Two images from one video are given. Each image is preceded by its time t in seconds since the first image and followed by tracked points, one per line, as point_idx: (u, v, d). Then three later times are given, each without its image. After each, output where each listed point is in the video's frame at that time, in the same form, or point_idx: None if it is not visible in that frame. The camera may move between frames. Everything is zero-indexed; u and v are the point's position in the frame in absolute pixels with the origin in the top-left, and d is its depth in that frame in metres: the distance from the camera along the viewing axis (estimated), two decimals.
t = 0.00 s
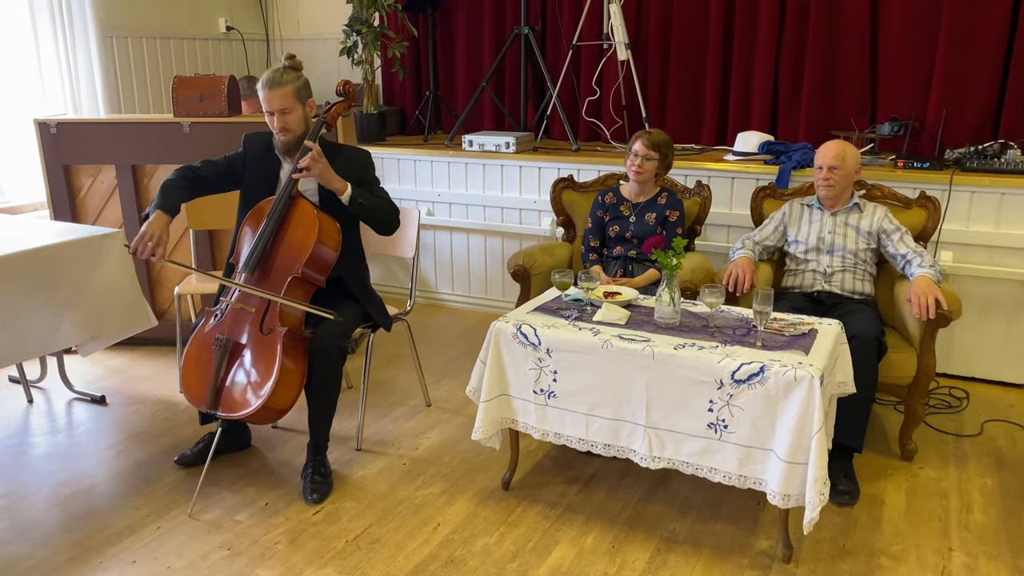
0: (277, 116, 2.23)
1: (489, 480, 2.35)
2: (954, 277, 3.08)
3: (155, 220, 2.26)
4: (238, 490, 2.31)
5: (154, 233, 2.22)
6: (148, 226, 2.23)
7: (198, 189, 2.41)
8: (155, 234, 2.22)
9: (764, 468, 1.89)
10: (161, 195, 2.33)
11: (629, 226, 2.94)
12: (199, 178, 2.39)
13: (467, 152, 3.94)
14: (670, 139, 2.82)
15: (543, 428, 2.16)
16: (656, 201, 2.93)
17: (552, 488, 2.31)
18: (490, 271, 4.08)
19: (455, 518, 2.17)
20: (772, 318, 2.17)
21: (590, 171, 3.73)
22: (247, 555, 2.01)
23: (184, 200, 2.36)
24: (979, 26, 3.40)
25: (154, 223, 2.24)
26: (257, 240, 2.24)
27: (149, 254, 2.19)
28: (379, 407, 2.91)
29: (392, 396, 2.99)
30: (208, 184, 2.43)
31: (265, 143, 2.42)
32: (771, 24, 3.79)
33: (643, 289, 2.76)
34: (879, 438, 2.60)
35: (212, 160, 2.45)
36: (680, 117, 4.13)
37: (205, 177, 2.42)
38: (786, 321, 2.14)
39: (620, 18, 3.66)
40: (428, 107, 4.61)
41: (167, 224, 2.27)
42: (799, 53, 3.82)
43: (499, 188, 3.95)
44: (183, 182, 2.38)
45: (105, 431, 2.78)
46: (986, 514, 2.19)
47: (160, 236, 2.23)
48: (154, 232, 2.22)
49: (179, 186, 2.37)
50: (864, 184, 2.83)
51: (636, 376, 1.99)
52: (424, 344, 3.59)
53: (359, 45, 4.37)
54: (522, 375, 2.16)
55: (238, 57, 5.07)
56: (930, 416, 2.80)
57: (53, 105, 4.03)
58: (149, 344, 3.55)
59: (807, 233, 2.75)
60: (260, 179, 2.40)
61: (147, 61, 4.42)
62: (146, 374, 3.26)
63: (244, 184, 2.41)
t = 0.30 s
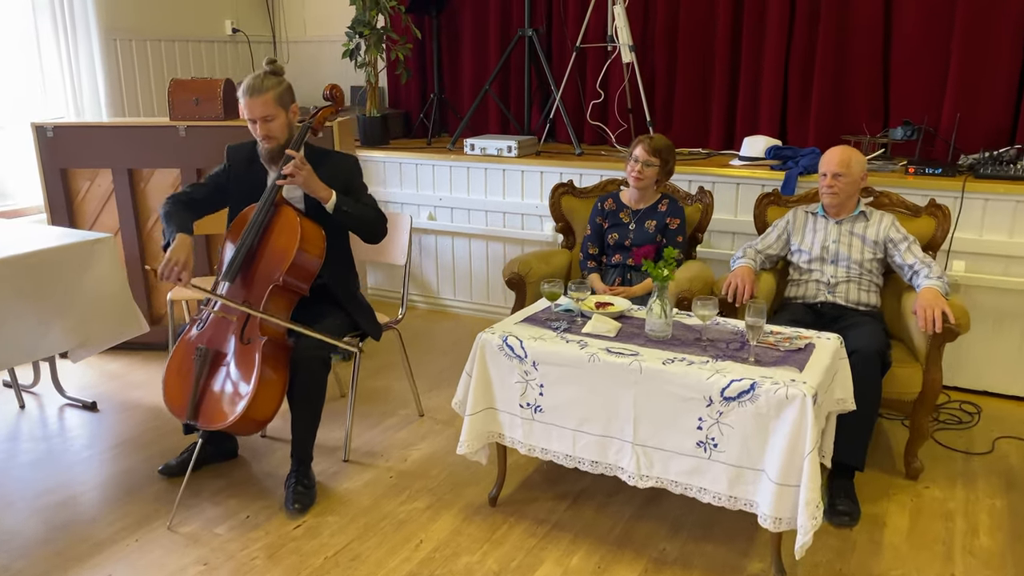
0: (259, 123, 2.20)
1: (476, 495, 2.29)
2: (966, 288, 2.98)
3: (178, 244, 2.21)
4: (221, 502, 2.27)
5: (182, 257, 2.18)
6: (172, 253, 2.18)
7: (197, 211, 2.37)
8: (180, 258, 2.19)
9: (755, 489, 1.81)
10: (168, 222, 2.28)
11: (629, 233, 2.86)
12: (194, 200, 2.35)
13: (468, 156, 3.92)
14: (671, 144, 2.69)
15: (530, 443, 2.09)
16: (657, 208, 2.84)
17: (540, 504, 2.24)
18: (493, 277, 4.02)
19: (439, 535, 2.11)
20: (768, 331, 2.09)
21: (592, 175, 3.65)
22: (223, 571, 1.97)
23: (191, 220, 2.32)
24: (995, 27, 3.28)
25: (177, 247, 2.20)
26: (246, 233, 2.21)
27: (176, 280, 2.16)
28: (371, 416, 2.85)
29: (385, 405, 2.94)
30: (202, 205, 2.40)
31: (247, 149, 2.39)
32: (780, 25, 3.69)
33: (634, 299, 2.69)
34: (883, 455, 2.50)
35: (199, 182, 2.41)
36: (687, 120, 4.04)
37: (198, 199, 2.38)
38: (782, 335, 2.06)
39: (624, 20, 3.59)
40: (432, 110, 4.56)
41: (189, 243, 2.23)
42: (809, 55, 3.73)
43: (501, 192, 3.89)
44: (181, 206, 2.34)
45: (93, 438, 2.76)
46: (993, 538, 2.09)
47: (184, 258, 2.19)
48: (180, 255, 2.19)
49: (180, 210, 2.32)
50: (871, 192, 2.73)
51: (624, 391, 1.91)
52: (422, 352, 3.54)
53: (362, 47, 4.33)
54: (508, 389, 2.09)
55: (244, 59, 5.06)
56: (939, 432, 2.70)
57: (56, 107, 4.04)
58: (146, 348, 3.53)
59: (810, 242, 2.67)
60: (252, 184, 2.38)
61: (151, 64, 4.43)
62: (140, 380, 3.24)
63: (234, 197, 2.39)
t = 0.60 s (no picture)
0: (243, 128, 2.18)
1: (461, 505, 2.25)
2: (974, 297, 2.89)
3: (179, 258, 2.22)
4: (203, 509, 2.25)
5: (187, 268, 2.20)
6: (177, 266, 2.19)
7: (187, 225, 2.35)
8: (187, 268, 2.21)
9: (740, 505, 1.75)
10: (162, 239, 2.26)
11: (625, 238, 2.80)
12: (184, 213, 2.33)
13: (469, 158, 3.89)
14: (666, 146, 2.63)
15: (513, 454, 2.05)
16: (653, 213, 2.79)
17: (526, 516, 2.19)
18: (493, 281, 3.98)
19: (420, 546, 2.07)
20: (758, 342, 2.03)
21: (592, 179, 3.60)
22: None
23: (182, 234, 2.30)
24: (1008, 27, 3.19)
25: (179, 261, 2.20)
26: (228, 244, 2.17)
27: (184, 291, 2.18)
28: (362, 423, 2.82)
29: (377, 411, 2.91)
30: (191, 218, 2.37)
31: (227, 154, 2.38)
32: (787, 27, 3.62)
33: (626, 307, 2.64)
34: (883, 469, 2.43)
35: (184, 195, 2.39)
36: (692, 123, 3.97)
37: (187, 213, 2.36)
38: (772, 345, 2.00)
39: (626, 21, 3.54)
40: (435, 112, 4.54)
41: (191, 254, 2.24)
42: (817, 57, 3.65)
43: (501, 196, 3.85)
44: (171, 221, 2.31)
45: (83, 442, 2.75)
46: (992, 557, 2.02)
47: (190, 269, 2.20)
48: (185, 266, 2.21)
49: (172, 226, 2.31)
50: (874, 197, 2.66)
51: (607, 403, 1.86)
52: (419, 358, 3.51)
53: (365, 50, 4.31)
54: (491, 399, 2.05)
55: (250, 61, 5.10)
56: (942, 445, 2.62)
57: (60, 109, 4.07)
58: (143, 351, 3.52)
59: (810, 248, 2.60)
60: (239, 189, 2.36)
61: (155, 66, 4.46)
62: (136, 382, 3.23)
63: (222, 205, 2.38)
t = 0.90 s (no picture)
0: (228, 131, 2.17)
1: (442, 514, 2.22)
2: (981, 307, 2.80)
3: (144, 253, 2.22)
4: (185, 514, 2.25)
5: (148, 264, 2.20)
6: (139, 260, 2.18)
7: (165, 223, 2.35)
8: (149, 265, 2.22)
9: (716, 522, 1.70)
10: (135, 231, 2.27)
11: (619, 244, 2.77)
12: (164, 211, 2.34)
13: (471, 162, 3.86)
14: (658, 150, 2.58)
15: (491, 464, 2.01)
16: (647, 218, 2.75)
17: (507, 527, 2.16)
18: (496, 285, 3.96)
19: (397, 556, 2.05)
20: (744, 353, 1.98)
21: (594, 183, 3.56)
22: None
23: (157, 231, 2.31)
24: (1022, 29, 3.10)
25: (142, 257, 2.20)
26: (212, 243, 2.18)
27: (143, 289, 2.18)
28: (353, 427, 2.81)
29: (368, 415, 2.89)
30: (171, 217, 2.38)
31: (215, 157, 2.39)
32: (795, 29, 3.55)
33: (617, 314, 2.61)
34: (879, 484, 2.36)
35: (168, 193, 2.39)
36: (699, 126, 3.91)
37: (168, 210, 2.36)
38: (757, 356, 1.95)
39: (629, 23, 3.50)
40: (442, 114, 4.53)
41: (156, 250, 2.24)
42: (825, 60, 3.57)
43: (503, 200, 3.83)
44: (150, 218, 2.31)
45: (76, 443, 2.77)
46: None
47: (154, 266, 2.19)
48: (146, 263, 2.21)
49: (150, 221, 2.31)
50: (875, 204, 2.59)
51: (583, 414, 1.83)
52: (417, 362, 3.49)
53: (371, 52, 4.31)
54: (468, 407, 2.02)
55: (261, 64, 5.15)
56: (943, 461, 2.54)
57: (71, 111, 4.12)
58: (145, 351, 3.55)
59: (807, 256, 2.54)
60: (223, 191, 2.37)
61: (166, 68, 4.51)
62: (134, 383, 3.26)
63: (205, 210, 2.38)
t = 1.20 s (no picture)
0: (236, 136, 2.20)
1: (442, 522, 2.20)
2: (1019, 322, 2.66)
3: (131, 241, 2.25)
4: (190, 513, 2.27)
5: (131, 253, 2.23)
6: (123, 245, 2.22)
7: (173, 214, 2.37)
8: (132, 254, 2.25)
9: (712, 540, 1.64)
10: (137, 217, 2.31)
11: (635, 250, 2.72)
12: (174, 203, 2.35)
13: (496, 165, 3.83)
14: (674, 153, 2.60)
15: (490, 473, 1.98)
16: (665, 223, 2.69)
17: (507, 536, 2.12)
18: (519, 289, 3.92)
19: (393, 562, 2.03)
20: (750, 365, 1.91)
21: (617, 187, 3.49)
22: None
23: (159, 222, 2.34)
24: None
25: (129, 245, 2.22)
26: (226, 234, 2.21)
27: (123, 277, 2.22)
28: (365, 430, 2.80)
29: (381, 419, 2.89)
30: (182, 208, 2.39)
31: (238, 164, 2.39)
32: (829, 30, 3.44)
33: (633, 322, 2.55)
34: (900, 505, 2.26)
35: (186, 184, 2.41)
36: (729, 130, 3.82)
37: (178, 202, 2.38)
38: (764, 370, 1.88)
39: (656, 25, 3.43)
40: (471, 117, 4.52)
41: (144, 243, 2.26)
42: (861, 62, 3.45)
43: (527, 203, 3.79)
44: (157, 208, 2.34)
45: (96, 439, 2.83)
46: None
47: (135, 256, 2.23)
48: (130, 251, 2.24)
49: (156, 212, 2.33)
50: (904, 212, 2.49)
51: (579, 425, 1.78)
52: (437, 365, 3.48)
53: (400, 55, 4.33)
54: (467, 414, 1.99)
55: (296, 67, 5.24)
56: (973, 482, 2.41)
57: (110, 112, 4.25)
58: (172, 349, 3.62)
59: (829, 265, 2.44)
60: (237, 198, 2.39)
61: (202, 70, 4.61)
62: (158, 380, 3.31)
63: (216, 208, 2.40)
